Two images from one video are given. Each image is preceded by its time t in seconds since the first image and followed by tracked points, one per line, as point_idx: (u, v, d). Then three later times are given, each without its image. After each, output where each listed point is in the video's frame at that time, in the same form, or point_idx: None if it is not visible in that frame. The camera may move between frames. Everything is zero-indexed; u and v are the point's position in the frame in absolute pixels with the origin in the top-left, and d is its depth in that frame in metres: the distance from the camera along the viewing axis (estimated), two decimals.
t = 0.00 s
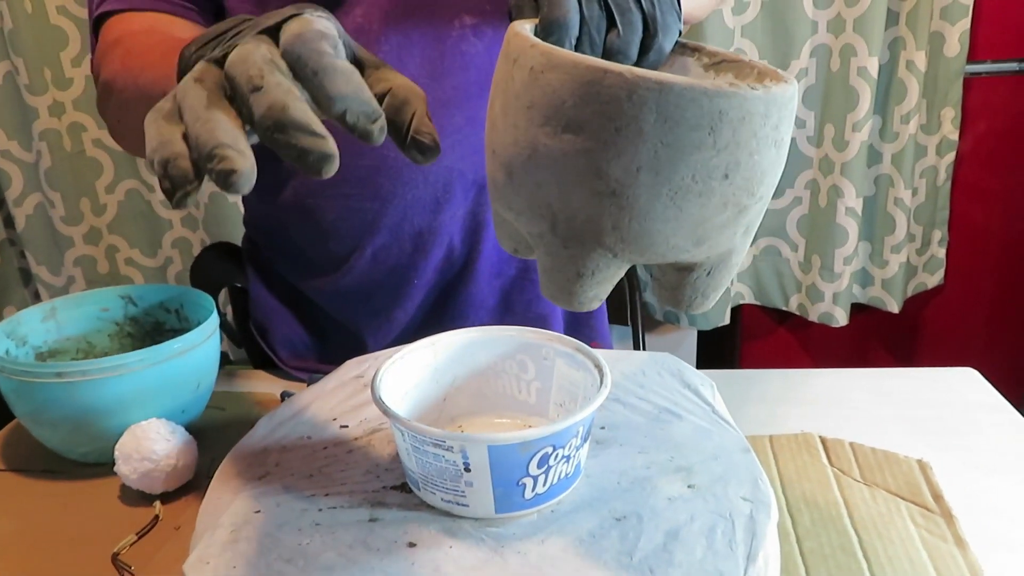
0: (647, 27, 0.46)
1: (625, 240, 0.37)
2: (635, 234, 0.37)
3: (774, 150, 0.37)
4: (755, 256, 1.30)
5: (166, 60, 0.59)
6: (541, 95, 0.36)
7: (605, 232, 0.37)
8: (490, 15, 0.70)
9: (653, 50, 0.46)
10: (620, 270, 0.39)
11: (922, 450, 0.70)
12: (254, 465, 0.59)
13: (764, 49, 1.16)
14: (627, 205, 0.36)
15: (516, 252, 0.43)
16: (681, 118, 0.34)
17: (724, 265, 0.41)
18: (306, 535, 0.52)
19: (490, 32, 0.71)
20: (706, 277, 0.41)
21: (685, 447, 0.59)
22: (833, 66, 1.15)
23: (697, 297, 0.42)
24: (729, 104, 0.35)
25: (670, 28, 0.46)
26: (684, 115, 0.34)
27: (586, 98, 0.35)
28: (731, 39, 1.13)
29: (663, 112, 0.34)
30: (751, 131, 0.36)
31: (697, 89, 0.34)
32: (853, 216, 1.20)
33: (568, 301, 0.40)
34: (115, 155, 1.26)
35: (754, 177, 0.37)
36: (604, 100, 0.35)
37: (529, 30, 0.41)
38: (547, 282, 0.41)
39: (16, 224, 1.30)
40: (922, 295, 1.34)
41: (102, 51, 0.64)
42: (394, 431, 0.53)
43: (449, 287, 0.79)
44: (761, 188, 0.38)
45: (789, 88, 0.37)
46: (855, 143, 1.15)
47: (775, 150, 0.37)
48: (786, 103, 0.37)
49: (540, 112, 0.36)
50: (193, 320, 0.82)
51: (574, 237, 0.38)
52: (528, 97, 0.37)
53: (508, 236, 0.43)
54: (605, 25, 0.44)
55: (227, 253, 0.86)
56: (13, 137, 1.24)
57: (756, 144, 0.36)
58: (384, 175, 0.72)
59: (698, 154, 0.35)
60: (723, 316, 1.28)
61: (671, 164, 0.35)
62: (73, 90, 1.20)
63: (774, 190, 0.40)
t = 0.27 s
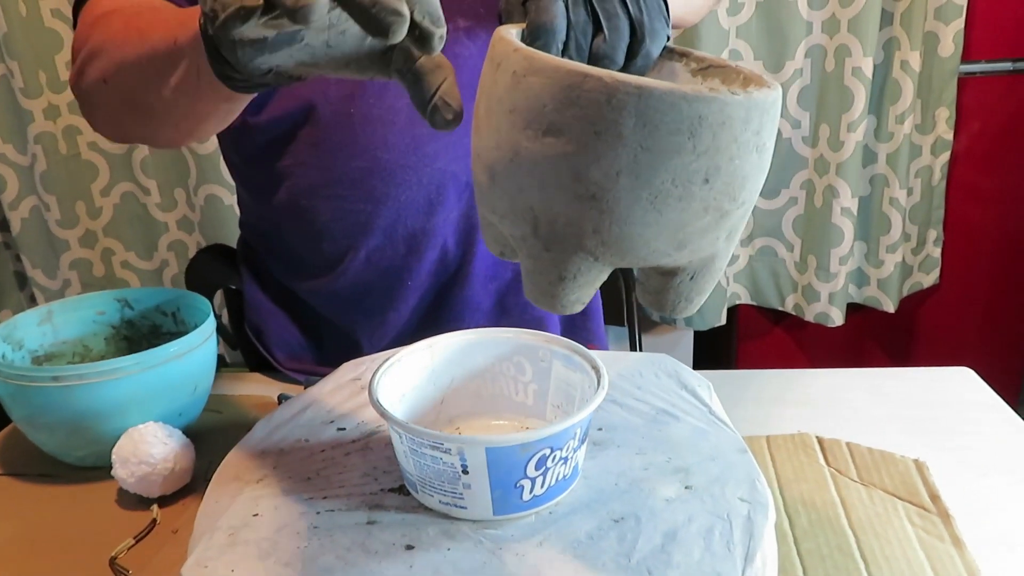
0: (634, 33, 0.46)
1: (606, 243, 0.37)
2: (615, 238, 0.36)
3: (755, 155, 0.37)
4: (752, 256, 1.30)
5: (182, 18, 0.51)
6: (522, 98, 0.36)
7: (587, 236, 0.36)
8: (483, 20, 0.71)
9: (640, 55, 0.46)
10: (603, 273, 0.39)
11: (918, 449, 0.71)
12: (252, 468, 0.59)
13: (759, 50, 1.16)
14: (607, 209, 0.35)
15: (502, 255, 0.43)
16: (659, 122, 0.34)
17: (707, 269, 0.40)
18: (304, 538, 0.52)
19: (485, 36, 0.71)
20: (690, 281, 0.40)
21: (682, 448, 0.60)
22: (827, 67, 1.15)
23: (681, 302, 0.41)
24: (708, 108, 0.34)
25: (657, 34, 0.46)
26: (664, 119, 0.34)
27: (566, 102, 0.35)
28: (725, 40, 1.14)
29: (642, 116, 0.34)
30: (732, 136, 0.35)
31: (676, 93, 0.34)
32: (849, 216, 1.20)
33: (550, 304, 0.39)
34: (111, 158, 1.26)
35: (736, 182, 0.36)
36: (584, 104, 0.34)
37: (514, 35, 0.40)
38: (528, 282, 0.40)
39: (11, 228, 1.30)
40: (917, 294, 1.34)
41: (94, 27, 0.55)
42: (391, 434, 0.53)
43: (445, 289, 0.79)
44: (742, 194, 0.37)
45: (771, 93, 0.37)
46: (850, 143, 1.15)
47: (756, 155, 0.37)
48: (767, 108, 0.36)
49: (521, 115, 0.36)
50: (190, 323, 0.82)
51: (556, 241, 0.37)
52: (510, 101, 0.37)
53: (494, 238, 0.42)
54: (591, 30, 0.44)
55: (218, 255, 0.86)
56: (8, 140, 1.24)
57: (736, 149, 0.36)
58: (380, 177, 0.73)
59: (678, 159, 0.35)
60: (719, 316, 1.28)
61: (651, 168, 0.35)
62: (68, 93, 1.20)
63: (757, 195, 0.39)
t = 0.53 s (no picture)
0: (626, 31, 0.46)
1: (591, 238, 0.37)
2: (599, 233, 0.36)
3: (741, 153, 0.37)
4: (750, 257, 1.31)
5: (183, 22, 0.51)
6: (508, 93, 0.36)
7: (571, 231, 0.37)
8: (483, 18, 0.71)
9: (633, 53, 0.46)
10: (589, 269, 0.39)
11: (916, 449, 0.71)
12: (250, 465, 0.59)
13: (758, 50, 1.16)
14: (592, 204, 0.36)
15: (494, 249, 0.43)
16: (642, 119, 0.34)
17: (695, 267, 0.40)
18: (302, 535, 0.52)
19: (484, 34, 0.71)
20: (678, 279, 0.40)
21: (681, 446, 0.60)
22: (826, 68, 1.16)
23: (669, 299, 0.41)
24: (691, 106, 0.34)
25: (650, 32, 0.46)
26: (647, 115, 0.34)
27: (551, 97, 0.35)
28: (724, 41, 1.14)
29: (625, 112, 0.34)
30: (716, 134, 0.35)
31: (659, 90, 0.34)
32: (847, 217, 1.20)
33: (537, 300, 0.40)
34: (110, 156, 1.26)
35: (721, 180, 0.36)
36: (569, 99, 0.34)
37: (506, 31, 0.41)
38: (515, 277, 0.40)
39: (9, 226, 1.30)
40: (915, 295, 1.35)
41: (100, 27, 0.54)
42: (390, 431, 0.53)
43: (444, 288, 0.79)
44: (728, 192, 0.37)
45: (758, 93, 0.37)
46: (849, 144, 1.15)
47: (742, 154, 0.37)
48: (753, 107, 0.36)
49: (507, 110, 0.36)
50: (189, 321, 0.82)
51: (540, 240, 0.38)
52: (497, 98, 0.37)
53: (484, 234, 0.42)
54: (582, 27, 0.44)
55: (216, 251, 0.86)
56: (7, 138, 1.23)
57: (720, 147, 0.35)
58: (379, 174, 0.73)
59: (661, 156, 0.35)
60: (718, 317, 1.28)
61: (634, 165, 0.35)
62: (67, 91, 1.20)
63: (745, 194, 0.39)
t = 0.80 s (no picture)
0: (627, 27, 0.46)
1: (586, 229, 0.37)
2: (594, 224, 0.36)
3: (739, 151, 0.37)
4: (752, 257, 1.31)
5: (178, 37, 0.54)
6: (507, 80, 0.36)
7: (566, 222, 0.37)
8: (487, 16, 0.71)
9: (633, 50, 0.46)
10: (582, 261, 0.39)
11: (917, 449, 0.71)
12: (251, 462, 0.59)
13: (760, 51, 1.16)
14: (588, 194, 0.36)
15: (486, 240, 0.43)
16: (641, 111, 0.34)
17: (688, 265, 0.40)
18: (303, 532, 0.52)
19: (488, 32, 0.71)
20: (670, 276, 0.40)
21: (682, 445, 0.60)
22: (829, 69, 1.15)
23: (660, 295, 0.41)
24: (691, 100, 0.34)
25: (652, 29, 0.46)
26: (647, 107, 0.34)
27: (552, 84, 0.35)
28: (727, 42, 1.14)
29: (625, 102, 0.34)
30: (715, 130, 0.35)
31: (660, 82, 0.34)
32: (849, 218, 1.20)
33: (528, 290, 0.40)
34: (112, 154, 1.26)
35: (717, 177, 0.37)
36: (569, 88, 0.34)
37: (507, 21, 0.41)
38: (507, 267, 0.40)
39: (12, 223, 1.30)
40: (917, 297, 1.35)
41: (105, 31, 0.59)
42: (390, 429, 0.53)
43: (446, 286, 0.79)
44: (724, 189, 0.37)
45: (757, 92, 0.37)
46: (851, 145, 1.15)
47: (740, 152, 0.37)
48: (751, 106, 0.37)
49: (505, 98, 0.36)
50: (191, 318, 0.82)
51: (533, 227, 0.37)
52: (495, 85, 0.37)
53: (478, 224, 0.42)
54: (585, 21, 0.44)
55: (218, 248, 0.86)
56: (10, 136, 1.24)
57: (718, 143, 0.36)
58: (381, 171, 0.72)
59: (659, 148, 0.35)
60: (719, 317, 1.28)
61: (632, 157, 0.35)
62: (70, 88, 1.20)
63: (741, 191, 0.39)
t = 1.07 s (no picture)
0: (616, 18, 0.44)
1: (569, 211, 0.37)
2: (578, 206, 0.36)
3: (722, 132, 0.37)
4: (752, 258, 1.31)
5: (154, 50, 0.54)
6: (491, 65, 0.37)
7: (549, 203, 0.37)
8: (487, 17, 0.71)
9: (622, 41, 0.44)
10: (566, 245, 0.39)
11: (915, 450, 0.71)
12: (250, 462, 0.60)
13: (760, 51, 1.16)
14: (570, 174, 0.36)
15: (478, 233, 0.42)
16: (622, 89, 0.34)
17: (676, 251, 0.40)
18: (301, 532, 0.52)
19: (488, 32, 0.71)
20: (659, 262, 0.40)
21: (680, 446, 0.60)
22: (828, 70, 1.15)
23: (649, 283, 0.41)
24: (671, 78, 0.34)
25: (641, 21, 0.44)
26: (627, 84, 0.34)
27: (532, 63, 0.35)
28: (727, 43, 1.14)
29: (604, 80, 0.34)
30: (696, 108, 0.35)
31: (641, 59, 0.34)
32: (849, 219, 1.20)
33: (516, 276, 0.40)
34: (112, 154, 1.26)
35: (701, 158, 0.37)
36: (550, 66, 0.35)
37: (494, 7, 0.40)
38: (495, 253, 0.41)
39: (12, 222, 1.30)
40: (916, 298, 1.35)
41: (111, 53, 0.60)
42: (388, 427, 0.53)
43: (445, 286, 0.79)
44: (709, 171, 0.37)
45: (739, 74, 0.37)
46: (850, 146, 1.15)
47: (723, 133, 0.37)
48: (733, 88, 0.37)
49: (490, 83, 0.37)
50: (190, 318, 0.82)
51: (519, 211, 0.38)
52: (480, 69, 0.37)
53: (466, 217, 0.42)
54: (572, 10, 0.42)
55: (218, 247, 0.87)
56: (10, 135, 1.24)
57: (700, 122, 0.36)
58: (381, 167, 0.72)
59: (640, 127, 0.35)
60: (718, 318, 1.28)
61: (613, 135, 0.35)
62: (70, 88, 1.21)
63: (727, 174, 0.39)
